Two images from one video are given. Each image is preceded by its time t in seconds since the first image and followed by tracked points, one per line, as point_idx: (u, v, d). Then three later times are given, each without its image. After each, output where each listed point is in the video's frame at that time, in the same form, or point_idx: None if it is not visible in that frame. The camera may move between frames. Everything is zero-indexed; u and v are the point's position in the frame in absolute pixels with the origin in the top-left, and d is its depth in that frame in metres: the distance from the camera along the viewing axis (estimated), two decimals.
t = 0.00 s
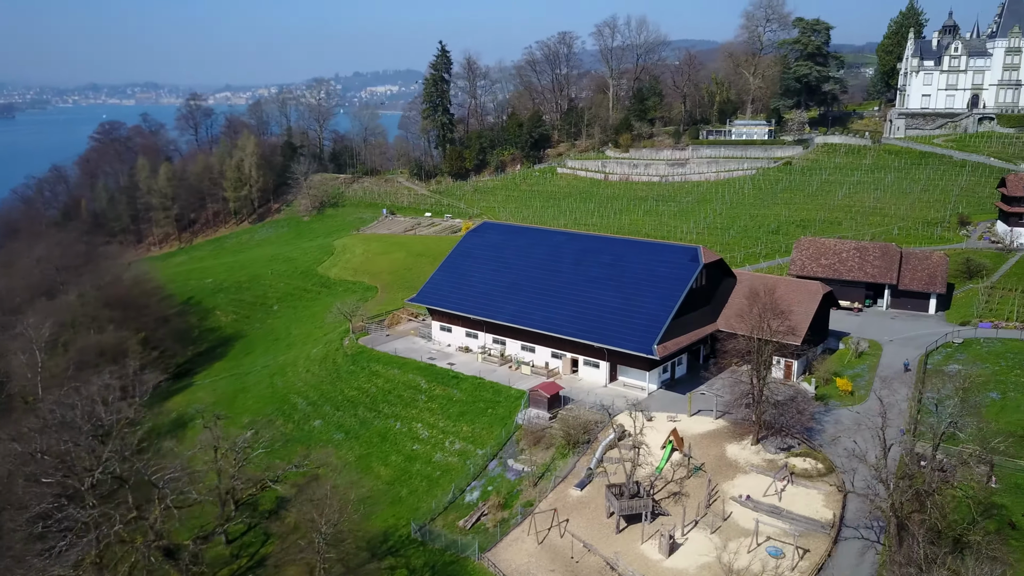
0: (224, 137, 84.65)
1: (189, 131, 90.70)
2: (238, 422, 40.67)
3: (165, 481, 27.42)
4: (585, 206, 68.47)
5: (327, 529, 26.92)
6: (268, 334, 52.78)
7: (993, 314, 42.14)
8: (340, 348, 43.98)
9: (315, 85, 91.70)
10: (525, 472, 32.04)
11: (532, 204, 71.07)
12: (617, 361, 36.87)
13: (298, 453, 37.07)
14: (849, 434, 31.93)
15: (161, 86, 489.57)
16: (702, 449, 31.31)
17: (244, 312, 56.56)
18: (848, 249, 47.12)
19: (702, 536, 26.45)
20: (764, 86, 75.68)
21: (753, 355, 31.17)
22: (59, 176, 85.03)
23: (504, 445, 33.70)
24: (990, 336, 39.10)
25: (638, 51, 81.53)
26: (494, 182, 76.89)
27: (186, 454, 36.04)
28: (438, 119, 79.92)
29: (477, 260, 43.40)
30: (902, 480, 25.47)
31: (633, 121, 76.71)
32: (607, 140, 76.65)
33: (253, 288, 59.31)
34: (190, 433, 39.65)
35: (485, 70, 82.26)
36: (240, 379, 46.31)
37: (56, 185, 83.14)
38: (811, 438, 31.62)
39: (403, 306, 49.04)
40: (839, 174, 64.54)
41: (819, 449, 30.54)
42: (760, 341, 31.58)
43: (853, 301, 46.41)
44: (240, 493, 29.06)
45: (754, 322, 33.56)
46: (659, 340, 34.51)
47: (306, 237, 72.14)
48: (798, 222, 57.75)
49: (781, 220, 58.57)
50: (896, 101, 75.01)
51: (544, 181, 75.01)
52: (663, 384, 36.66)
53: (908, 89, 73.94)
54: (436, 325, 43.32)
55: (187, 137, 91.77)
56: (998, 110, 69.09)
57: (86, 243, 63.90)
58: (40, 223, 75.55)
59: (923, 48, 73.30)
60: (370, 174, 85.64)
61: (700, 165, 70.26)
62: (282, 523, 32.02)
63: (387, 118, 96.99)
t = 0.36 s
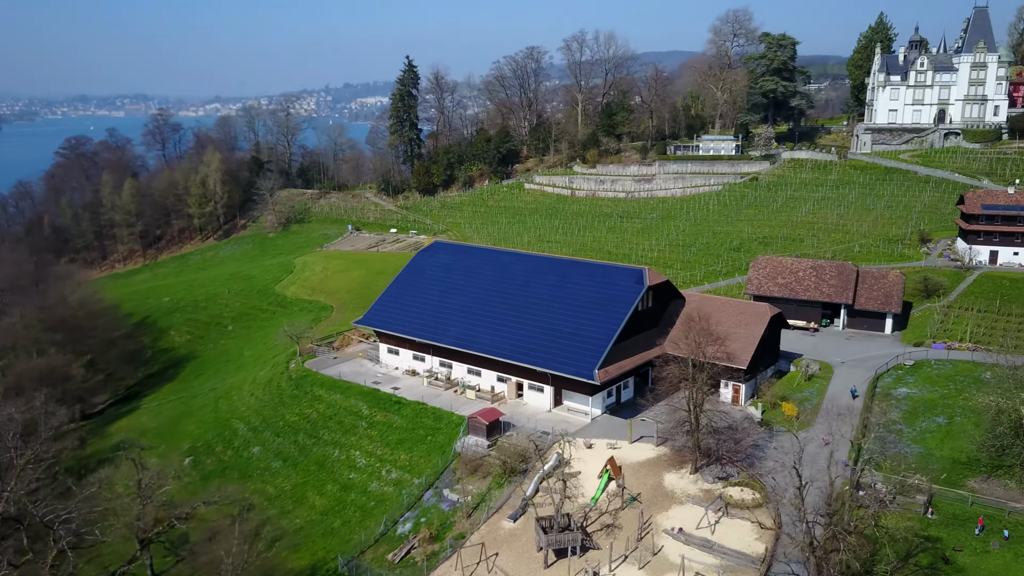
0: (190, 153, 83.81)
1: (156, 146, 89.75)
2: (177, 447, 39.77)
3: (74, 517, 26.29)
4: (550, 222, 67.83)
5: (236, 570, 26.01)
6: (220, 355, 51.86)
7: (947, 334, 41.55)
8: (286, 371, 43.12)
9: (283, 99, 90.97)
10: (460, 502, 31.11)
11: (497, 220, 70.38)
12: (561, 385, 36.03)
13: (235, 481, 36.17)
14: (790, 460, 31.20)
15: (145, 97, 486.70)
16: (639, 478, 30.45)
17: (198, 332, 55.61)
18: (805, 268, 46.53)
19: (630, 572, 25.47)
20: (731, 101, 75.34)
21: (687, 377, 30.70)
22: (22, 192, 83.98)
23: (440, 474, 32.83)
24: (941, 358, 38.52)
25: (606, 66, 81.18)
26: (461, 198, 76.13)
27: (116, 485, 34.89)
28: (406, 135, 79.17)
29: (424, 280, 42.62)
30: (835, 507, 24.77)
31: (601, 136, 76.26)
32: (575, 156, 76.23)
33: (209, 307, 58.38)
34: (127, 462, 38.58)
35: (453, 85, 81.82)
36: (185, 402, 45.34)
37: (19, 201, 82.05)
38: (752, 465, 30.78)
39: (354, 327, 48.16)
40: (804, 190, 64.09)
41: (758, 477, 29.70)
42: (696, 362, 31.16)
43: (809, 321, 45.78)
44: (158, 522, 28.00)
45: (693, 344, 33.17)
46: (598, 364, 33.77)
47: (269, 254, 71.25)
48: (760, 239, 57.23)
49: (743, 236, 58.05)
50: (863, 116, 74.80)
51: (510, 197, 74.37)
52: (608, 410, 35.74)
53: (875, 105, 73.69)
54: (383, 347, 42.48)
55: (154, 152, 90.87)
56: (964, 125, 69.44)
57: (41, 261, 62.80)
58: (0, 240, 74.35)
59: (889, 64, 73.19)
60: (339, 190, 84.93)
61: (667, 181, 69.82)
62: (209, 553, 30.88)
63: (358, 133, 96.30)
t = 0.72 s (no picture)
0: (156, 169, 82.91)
1: (123, 162, 88.69)
2: (114, 473, 38.68)
3: None
4: (516, 238, 67.11)
5: None
6: (170, 375, 50.79)
7: (902, 354, 40.91)
8: (230, 395, 42.14)
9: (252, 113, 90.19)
10: (392, 533, 30.00)
11: (463, 236, 69.61)
12: (504, 411, 35.11)
13: (168, 510, 35.10)
14: (729, 491, 30.39)
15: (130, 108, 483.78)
16: (574, 508, 29.52)
17: (151, 352, 54.54)
18: (761, 287, 45.87)
19: None
20: (699, 116, 74.92)
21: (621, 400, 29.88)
22: None
23: (375, 504, 31.87)
24: (893, 380, 37.81)
25: (575, 80, 80.83)
26: (429, 213, 75.34)
27: (43, 516, 33.76)
28: (373, 150, 79.42)
29: (371, 302, 41.77)
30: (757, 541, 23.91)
31: (569, 151, 75.80)
32: (543, 171, 75.76)
33: (164, 327, 57.35)
34: (60, 490, 37.46)
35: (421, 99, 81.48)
36: (128, 425, 44.26)
37: None
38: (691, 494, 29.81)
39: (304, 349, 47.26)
40: (769, 206, 63.57)
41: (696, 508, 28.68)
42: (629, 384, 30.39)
43: (766, 340, 45.09)
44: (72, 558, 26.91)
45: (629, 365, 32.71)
46: (539, 390, 32.84)
47: (232, 271, 70.28)
48: (723, 255, 56.67)
49: (706, 253, 57.50)
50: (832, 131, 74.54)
51: (478, 212, 73.64)
52: (551, 435, 34.79)
53: (843, 119, 73.42)
54: (329, 371, 41.62)
55: (121, 167, 89.88)
56: (931, 140, 69.07)
57: None
58: None
59: (857, 78, 73.06)
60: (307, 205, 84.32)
61: (633, 197, 69.30)
62: None
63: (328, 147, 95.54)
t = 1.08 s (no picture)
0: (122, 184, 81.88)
1: (89, 176, 87.54)
2: (48, 502, 37.50)
3: None
4: (482, 254, 66.27)
5: None
6: (120, 397, 49.58)
7: (857, 376, 40.16)
8: (172, 420, 41.09)
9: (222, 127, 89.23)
10: (321, 566, 28.84)
11: (430, 252, 68.72)
12: (446, 438, 34.16)
13: (99, 540, 33.91)
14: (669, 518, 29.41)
15: (116, 119, 480.95)
16: (506, 540, 28.51)
17: (103, 372, 53.31)
18: (719, 305, 45.07)
19: None
20: (668, 130, 74.39)
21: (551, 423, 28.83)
22: None
23: (306, 535, 30.85)
24: (845, 403, 37.02)
25: (545, 95, 80.34)
26: (396, 228, 74.44)
27: None
28: (341, 164, 78.85)
29: (317, 323, 40.81)
30: (681, 571, 22.97)
31: (538, 165, 75.19)
32: (512, 187, 75.15)
33: (118, 346, 56.18)
34: None
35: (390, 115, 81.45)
36: (70, 449, 43.04)
37: None
38: (629, 523, 28.78)
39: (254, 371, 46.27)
40: (737, 222, 62.89)
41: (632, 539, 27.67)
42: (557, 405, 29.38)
43: (723, 361, 44.27)
44: None
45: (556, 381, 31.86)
46: (478, 416, 31.91)
47: (196, 288, 69.16)
48: (686, 273, 55.98)
49: (669, 270, 56.86)
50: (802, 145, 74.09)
51: (446, 228, 72.79)
52: (493, 462, 33.84)
53: (813, 133, 72.92)
54: (274, 395, 40.67)
55: (88, 182, 88.73)
56: (899, 154, 68.55)
57: None
58: None
59: (826, 92, 72.59)
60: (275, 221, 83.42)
61: (601, 212, 68.63)
62: None
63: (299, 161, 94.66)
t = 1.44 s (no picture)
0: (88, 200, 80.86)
1: (56, 192, 86.38)
2: None
3: None
4: (448, 270, 65.45)
5: None
6: (68, 420, 48.39)
7: (811, 398, 39.41)
8: (113, 445, 40.02)
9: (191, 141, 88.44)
10: None
11: (395, 267, 67.85)
12: (384, 465, 33.26)
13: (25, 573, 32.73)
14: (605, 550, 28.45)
15: (102, 131, 479.04)
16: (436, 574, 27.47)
17: (53, 393, 52.10)
18: (676, 325, 44.32)
19: None
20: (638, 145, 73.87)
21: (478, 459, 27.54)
22: None
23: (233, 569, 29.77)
24: (796, 427, 36.25)
25: (515, 109, 79.81)
26: (364, 244, 73.61)
27: None
28: (308, 179, 78.03)
29: (261, 345, 40.03)
30: None
31: (507, 180, 74.54)
32: (482, 202, 74.53)
33: (72, 367, 54.99)
34: None
35: (359, 129, 80.91)
36: (9, 476, 41.84)
37: None
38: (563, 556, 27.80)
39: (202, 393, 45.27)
40: (704, 238, 62.26)
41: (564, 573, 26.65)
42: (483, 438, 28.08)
43: (678, 382, 43.47)
44: None
45: (484, 409, 30.81)
46: (413, 445, 31.03)
47: (158, 305, 68.01)
48: (649, 290, 55.28)
49: (632, 288, 56.17)
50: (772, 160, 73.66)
51: (414, 243, 71.98)
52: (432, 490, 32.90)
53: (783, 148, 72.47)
54: (217, 419, 39.72)
55: (55, 198, 87.56)
56: (869, 169, 68.15)
57: None
58: None
59: (796, 106, 72.14)
60: (244, 237, 82.50)
61: (570, 228, 67.96)
62: None
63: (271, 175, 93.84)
